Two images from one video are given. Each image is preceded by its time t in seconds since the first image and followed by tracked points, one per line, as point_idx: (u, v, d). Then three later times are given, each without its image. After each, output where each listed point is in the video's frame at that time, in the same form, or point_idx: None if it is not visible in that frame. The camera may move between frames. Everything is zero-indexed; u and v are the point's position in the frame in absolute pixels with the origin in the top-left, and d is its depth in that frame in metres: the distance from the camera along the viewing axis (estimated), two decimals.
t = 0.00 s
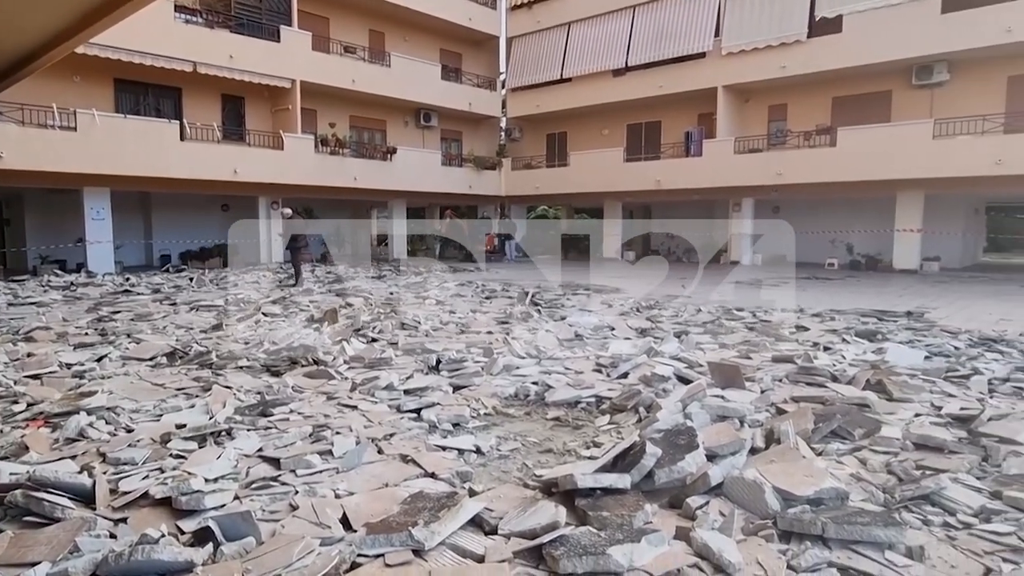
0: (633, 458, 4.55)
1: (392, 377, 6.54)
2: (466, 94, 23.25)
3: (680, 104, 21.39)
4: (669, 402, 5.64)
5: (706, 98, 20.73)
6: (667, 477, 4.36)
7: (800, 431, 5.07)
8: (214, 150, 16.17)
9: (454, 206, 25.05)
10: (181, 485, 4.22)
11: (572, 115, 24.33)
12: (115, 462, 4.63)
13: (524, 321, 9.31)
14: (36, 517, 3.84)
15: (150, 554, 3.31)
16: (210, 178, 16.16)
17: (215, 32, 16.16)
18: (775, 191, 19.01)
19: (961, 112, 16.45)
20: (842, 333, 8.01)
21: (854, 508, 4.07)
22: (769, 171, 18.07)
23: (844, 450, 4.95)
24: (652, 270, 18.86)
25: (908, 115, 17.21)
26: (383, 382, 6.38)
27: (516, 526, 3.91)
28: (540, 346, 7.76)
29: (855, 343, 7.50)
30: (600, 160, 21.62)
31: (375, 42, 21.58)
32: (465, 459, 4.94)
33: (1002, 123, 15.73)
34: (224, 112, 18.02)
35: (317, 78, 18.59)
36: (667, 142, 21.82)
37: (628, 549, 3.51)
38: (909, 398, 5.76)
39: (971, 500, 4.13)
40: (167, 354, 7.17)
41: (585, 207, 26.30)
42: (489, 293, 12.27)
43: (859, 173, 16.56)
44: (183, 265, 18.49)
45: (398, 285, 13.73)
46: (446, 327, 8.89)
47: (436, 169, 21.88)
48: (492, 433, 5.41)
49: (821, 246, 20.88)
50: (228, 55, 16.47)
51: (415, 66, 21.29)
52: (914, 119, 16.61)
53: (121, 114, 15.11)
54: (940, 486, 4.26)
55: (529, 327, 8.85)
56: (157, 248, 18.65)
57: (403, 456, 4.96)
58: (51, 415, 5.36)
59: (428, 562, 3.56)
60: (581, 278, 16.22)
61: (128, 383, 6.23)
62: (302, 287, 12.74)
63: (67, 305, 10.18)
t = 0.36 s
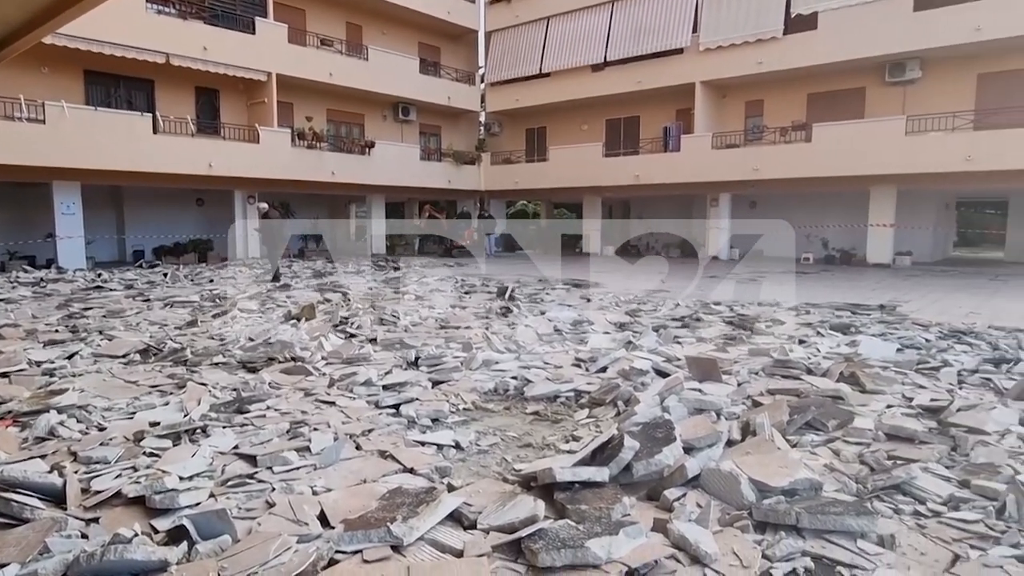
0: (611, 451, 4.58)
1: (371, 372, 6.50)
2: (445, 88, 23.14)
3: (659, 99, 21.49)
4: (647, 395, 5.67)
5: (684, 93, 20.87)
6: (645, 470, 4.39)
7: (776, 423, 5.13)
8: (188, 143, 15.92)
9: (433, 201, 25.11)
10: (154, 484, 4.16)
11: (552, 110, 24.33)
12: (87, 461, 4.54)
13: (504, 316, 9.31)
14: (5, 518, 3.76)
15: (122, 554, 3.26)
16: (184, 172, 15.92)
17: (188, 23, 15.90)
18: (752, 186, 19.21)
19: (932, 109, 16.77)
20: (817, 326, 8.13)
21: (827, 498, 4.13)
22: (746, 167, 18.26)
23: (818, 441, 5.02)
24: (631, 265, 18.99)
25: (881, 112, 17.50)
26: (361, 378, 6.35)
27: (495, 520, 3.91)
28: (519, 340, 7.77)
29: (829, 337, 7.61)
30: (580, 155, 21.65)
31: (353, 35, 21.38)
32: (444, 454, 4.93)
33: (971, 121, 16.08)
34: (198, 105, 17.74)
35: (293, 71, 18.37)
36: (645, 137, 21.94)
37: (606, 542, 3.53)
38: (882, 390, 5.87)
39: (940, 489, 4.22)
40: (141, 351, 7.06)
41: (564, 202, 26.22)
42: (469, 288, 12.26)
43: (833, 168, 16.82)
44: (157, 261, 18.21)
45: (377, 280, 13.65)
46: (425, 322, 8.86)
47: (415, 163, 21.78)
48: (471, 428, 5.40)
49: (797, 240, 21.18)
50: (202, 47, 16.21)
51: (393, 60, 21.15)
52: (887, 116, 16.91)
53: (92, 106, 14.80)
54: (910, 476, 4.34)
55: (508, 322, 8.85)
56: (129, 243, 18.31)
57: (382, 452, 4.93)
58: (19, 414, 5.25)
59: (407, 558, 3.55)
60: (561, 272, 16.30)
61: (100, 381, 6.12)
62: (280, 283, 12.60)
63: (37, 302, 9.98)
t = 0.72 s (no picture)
0: (591, 443, 4.60)
1: (350, 366, 6.47)
2: (424, 80, 23.00)
3: (638, 92, 21.56)
4: (627, 386, 5.71)
5: (663, 87, 20.95)
6: (624, 460, 4.42)
7: (753, 413, 5.20)
8: (162, 135, 15.65)
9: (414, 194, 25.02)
10: (130, 480, 4.10)
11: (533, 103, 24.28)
12: (60, 457, 4.47)
13: (484, 309, 9.30)
14: None
15: (97, 551, 3.21)
16: (159, 164, 15.66)
17: (161, 12, 15.61)
18: (731, 179, 19.34)
19: (905, 103, 17.03)
20: (793, 318, 8.23)
21: (803, 486, 4.20)
22: (724, 160, 18.40)
23: (794, 431, 5.09)
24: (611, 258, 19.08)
25: (856, 105, 17.73)
26: (341, 371, 6.31)
27: (476, 512, 3.91)
28: (500, 333, 7.77)
29: (805, 328, 7.71)
30: (561, 148, 21.65)
31: (331, 25, 21.14)
32: (424, 447, 4.92)
33: (943, 115, 16.36)
34: (172, 97, 17.44)
35: (270, 62, 18.13)
36: (625, 130, 22.01)
37: (586, 532, 3.55)
38: (856, 379, 5.97)
39: (912, 476, 4.31)
40: (115, 346, 6.94)
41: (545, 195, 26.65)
42: (449, 281, 12.21)
43: (809, 161, 17.01)
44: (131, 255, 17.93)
45: (356, 274, 13.56)
46: (405, 316, 8.82)
47: (394, 155, 21.64)
48: (452, 420, 5.40)
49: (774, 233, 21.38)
50: (176, 36, 15.94)
51: (371, 51, 20.96)
52: (862, 109, 17.13)
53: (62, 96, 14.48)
54: (883, 463, 4.43)
55: (488, 315, 8.83)
56: (102, 237, 17.97)
57: (361, 446, 4.91)
58: None
59: (387, 551, 3.55)
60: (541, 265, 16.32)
61: (73, 377, 6.02)
62: (257, 276, 12.45)
63: (7, 296, 9.77)
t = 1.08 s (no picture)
0: (571, 433, 4.62)
1: (331, 358, 6.43)
2: (404, 70, 22.82)
3: (619, 83, 21.59)
4: (607, 376, 5.75)
5: (644, 78, 20.99)
6: (605, 450, 4.46)
7: (731, 402, 5.26)
8: (137, 124, 15.38)
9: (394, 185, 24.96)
10: (106, 474, 4.05)
11: (514, 94, 24.20)
12: (34, 453, 4.40)
13: (465, 300, 9.29)
14: None
15: (73, 546, 3.18)
16: (133, 155, 15.41)
17: None
18: (712, 170, 19.46)
19: (882, 95, 17.24)
20: (771, 308, 8.33)
21: (779, 473, 4.26)
22: (704, 152, 18.53)
23: (772, 419, 5.17)
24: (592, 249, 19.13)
25: (833, 98, 17.93)
26: (321, 363, 6.28)
27: (457, 503, 3.93)
28: (481, 324, 7.78)
29: (783, 317, 7.81)
30: (542, 138, 21.60)
31: (309, 14, 20.86)
32: (405, 439, 4.92)
33: (918, 107, 16.59)
34: (147, 85, 17.12)
35: (246, 50, 17.86)
36: (605, 121, 22.05)
37: (567, 520, 3.57)
38: (832, 368, 6.07)
39: (885, 462, 4.40)
40: (90, 340, 6.84)
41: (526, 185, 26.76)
42: (430, 272, 12.18)
43: (787, 153, 17.18)
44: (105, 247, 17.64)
45: (337, 265, 13.47)
46: (386, 307, 8.78)
47: (374, 146, 21.48)
48: (433, 412, 5.41)
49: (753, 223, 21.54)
50: (149, 24, 15.64)
51: (350, 40, 20.73)
52: (840, 101, 17.31)
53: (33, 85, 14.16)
54: (858, 450, 4.52)
55: (470, 307, 8.83)
56: (76, 229, 17.66)
57: (342, 438, 4.90)
58: None
59: (368, 542, 3.55)
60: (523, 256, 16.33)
61: (47, 371, 5.92)
62: (236, 268, 12.32)
63: None
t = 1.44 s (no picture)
0: (552, 424, 4.64)
1: (309, 352, 6.38)
2: (383, 62, 22.65)
3: (599, 76, 21.63)
4: (587, 368, 5.79)
5: (623, 71, 21.06)
6: (584, 440, 4.48)
7: (709, 392, 5.32)
8: (108, 115, 15.09)
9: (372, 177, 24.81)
10: (80, 471, 3.99)
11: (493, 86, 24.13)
12: (5, 450, 4.32)
13: (445, 293, 9.26)
14: None
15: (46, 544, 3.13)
16: (105, 146, 15.12)
17: None
18: (691, 163, 19.58)
19: (857, 89, 17.46)
20: (749, 299, 8.43)
21: (755, 461, 4.33)
22: (682, 144, 18.65)
23: (748, 409, 5.24)
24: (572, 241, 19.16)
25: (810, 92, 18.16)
26: (300, 358, 6.23)
27: (437, 495, 3.93)
28: (461, 317, 7.77)
29: (760, 309, 7.90)
30: (522, 131, 21.56)
31: (285, 4, 20.58)
32: (385, 432, 4.91)
33: (893, 101, 16.82)
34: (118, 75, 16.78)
35: (221, 40, 17.59)
36: (585, 113, 22.09)
37: (547, 511, 3.58)
38: (807, 358, 6.17)
39: (859, 450, 4.48)
40: (62, 335, 6.71)
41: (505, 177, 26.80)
42: (410, 266, 12.13)
43: (764, 146, 17.34)
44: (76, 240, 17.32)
45: (315, 259, 13.36)
46: (365, 301, 8.73)
47: (352, 138, 21.31)
48: (413, 404, 5.40)
49: (730, 216, 21.71)
50: (121, 13, 15.32)
51: (327, 30, 20.51)
52: (816, 95, 17.52)
53: None
54: (832, 438, 4.60)
55: (449, 300, 8.81)
56: (46, 222, 17.31)
57: (321, 432, 4.87)
58: None
59: (348, 536, 3.54)
60: (503, 249, 16.30)
61: (17, 366, 5.80)
62: (212, 262, 12.17)
63: None
